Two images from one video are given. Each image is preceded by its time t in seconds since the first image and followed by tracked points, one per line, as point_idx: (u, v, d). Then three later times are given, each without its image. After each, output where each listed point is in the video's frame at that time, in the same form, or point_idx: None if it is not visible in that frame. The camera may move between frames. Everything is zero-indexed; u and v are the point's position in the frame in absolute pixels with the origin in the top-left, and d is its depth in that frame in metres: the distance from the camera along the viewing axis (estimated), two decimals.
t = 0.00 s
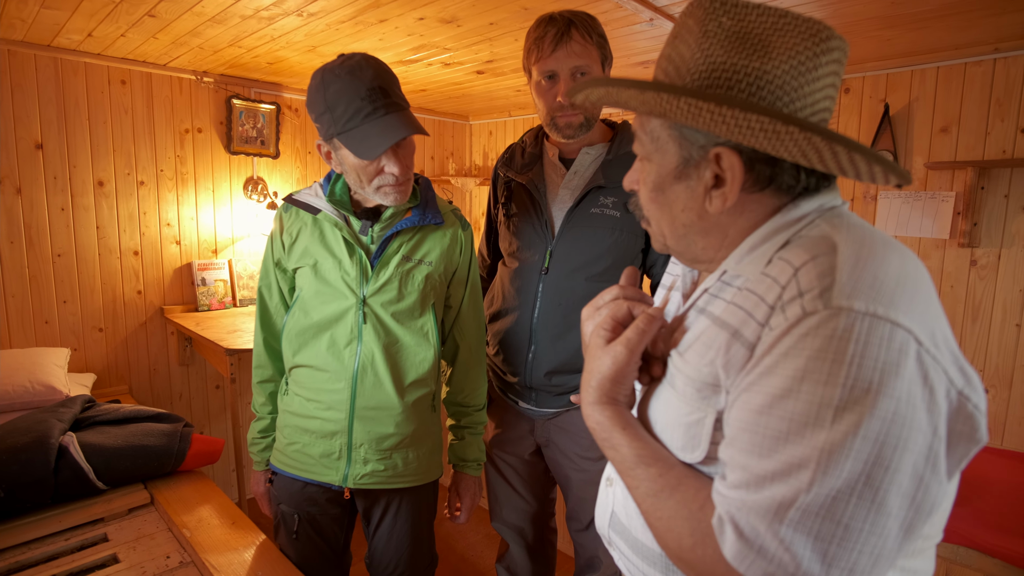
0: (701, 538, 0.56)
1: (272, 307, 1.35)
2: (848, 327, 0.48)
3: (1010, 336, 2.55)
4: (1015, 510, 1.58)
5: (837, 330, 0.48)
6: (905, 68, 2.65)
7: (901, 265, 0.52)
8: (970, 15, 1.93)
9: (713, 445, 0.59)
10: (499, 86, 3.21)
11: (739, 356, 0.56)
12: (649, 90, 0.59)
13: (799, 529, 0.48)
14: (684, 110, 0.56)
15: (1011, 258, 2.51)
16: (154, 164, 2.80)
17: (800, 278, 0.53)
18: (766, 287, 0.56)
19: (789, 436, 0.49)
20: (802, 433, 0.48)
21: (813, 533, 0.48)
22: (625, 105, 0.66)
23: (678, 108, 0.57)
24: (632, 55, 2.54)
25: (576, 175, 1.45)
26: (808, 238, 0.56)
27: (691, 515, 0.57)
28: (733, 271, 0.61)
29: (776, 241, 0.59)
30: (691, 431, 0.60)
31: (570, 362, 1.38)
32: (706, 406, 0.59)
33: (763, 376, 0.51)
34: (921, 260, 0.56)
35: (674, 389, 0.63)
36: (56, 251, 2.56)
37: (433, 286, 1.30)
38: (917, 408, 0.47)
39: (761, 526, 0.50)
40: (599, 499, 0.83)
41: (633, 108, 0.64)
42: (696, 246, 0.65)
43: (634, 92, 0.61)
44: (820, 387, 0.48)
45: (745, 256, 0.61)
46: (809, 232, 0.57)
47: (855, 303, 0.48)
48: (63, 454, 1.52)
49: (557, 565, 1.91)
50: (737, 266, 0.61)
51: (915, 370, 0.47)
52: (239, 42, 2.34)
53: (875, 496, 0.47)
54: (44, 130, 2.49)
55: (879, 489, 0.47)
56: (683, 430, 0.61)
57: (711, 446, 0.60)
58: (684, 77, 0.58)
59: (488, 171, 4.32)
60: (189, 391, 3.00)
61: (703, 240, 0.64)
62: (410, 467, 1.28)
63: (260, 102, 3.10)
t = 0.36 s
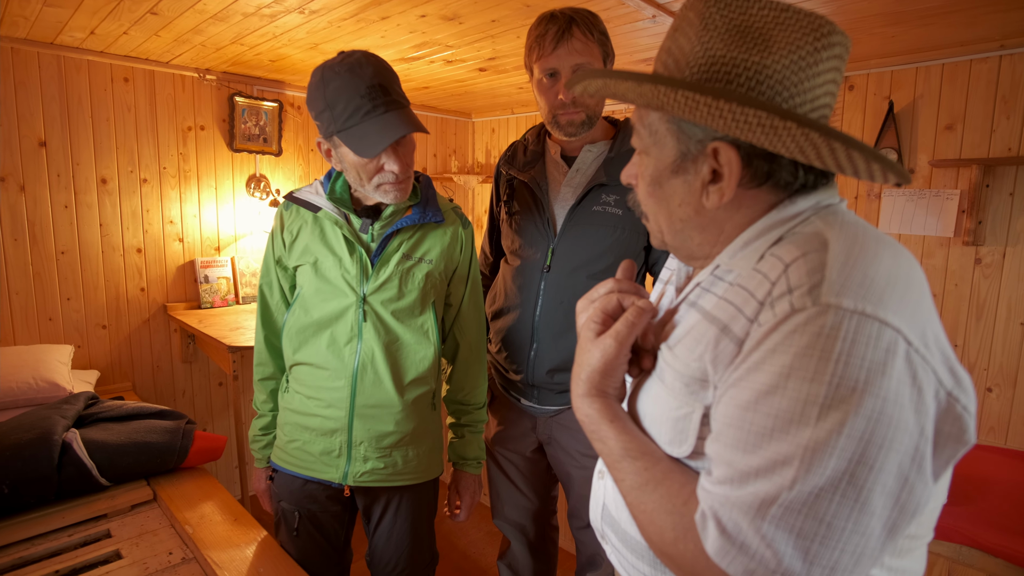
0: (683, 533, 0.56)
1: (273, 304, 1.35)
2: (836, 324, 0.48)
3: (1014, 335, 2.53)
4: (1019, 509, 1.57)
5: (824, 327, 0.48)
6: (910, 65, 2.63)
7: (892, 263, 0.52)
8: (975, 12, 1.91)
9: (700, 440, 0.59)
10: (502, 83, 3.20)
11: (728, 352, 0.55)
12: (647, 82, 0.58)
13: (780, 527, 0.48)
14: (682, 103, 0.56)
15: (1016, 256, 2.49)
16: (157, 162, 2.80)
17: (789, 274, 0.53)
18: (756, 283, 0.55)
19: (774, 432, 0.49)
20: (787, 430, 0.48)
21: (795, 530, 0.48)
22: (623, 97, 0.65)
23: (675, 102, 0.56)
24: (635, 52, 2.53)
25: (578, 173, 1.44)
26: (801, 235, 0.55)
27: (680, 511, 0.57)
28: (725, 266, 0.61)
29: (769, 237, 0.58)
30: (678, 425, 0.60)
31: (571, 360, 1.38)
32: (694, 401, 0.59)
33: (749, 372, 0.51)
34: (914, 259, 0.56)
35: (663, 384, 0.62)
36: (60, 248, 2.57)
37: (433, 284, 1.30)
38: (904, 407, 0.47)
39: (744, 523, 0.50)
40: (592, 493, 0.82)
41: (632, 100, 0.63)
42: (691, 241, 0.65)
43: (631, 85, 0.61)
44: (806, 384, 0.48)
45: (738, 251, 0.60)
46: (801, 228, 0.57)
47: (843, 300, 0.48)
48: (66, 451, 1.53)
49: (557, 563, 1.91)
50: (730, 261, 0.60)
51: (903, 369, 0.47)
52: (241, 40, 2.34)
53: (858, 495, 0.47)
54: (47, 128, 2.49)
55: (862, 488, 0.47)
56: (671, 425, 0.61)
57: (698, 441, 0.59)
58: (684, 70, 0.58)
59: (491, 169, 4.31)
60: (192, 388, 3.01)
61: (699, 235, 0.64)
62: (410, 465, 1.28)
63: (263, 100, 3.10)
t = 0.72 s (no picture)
0: (683, 533, 0.56)
1: (273, 301, 1.36)
2: (846, 323, 0.47)
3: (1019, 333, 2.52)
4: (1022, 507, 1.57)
5: (833, 326, 0.47)
6: (915, 61, 2.61)
7: (900, 261, 0.52)
8: (982, 7, 1.89)
9: (702, 436, 0.59)
10: (505, 79, 3.19)
11: (733, 348, 0.54)
12: (659, 70, 0.57)
13: (785, 527, 0.48)
14: (695, 92, 0.55)
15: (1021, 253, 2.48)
16: (161, 159, 2.81)
17: (797, 272, 0.52)
18: (763, 279, 0.54)
19: (779, 432, 0.49)
20: (792, 430, 0.48)
21: (800, 531, 0.48)
22: (633, 85, 0.64)
23: (688, 91, 0.56)
24: (639, 48, 2.52)
25: (580, 169, 1.44)
26: (809, 231, 0.55)
27: (678, 508, 0.57)
28: (729, 260, 0.61)
29: (776, 232, 0.58)
30: (680, 422, 0.60)
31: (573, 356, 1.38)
32: (697, 398, 0.58)
33: (755, 370, 0.51)
34: (921, 256, 0.55)
35: (665, 378, 0.62)
36: (64, 245, 2.58)
37: (433, 281, 1.30)
38: (912, 409, 0.46)
39: (747, 523, 0.50)
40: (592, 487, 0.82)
41: (642, 89, 0.63)
42: (698, 235, 0.64)
43: (642, 72, 0.60)
44: (813, 384, 0.47)
45: (743, 246, 0.60)
46: (808, 224, 0.56)
47: (853, 299, 0.48)
48: (71, 446, 1.54)
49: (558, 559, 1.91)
50: (735, 255, 0.60)
51: (911, 370, 0.47)
52: (244, 36, 2.34)
53: (864, 496, 0.46)
54: (51, 124, 2.50)
55: (867, 489, 0.46)
56: (672, 421, 0.61)
57: (700, 437, 0.59)
58: (696, 59, 0.57)
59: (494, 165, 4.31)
60: (196, 384, 3.02)
61: (706, 229, 0.63)
62: (410, 461, 1.28)
63: (266, 96, 3.10)
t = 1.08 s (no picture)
0: (690, 530, 0.56)
1: (274, 299, 1.36)
2: (863, 322, 0.47)
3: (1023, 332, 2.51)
4: None
5: (850, 324, 0.47)
6: (920, 58, 2.60)
7: (915, 260, 0.52)
8: (987, 4, 1.88)
9: (709, 432, 0.59)
10: (508, 76, 3.19)
11: (744, 344, 0.55)
12: (681, 57, 0.57)
13: (796, 525, 0.48)
14: (716, 80, 0.55)
15: None
16: (165, 156, 2.82)
17: (813, 269, 0.52)
18: (777, 276, 0.55)
19: (793, 429, 0.48)
20: (806, 428, 0.48)
21: (811, 529, 0.48)
22: (652, 73, 0.63)
23: (709, 79, 0.55)
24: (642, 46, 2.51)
25: (581, 168, 1.44)
26: (823, 228, 0.55)
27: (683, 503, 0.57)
28: (740, 255, 0.61)
29: (789, 229, 0.58)
30: (688, 416, 0.60)
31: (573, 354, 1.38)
32: (706, 392, 0.59)
33: (768, 367, 0.51)
34: (934, 256, 0.56)
35: (673, 373, 0.62)
36: (69, 242, 2.59)
37: (433, 278, 1.30)
38: (926, 409, 0.47)
39: (758, 520, 0.50)
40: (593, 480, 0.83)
41: (661, 76, 0.62)
42: (710, 228, 0.64)
43: (663, 59, 0.59)
44: (829, 382, 0.47)
45: (754, 241, 0.61)
46: (822, 222, 0.56)
47: (870, 297, 0.48)
48: (76, 442, 1.55)
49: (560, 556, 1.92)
50: (746, 251, 0.61)
51: (926, 369, 0.47)
52: (248, 34, 2.34)
53: (876, 496, 0.47)
54: (56, 122, 2.51)
55: (880, 488, 0.46)
56: (679, 415, 0.61)
57: (707, 432, 0.59)
58: (717, 47, 0.57)
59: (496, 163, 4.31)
60: (200, 381, 3.03)
61: (718, 222, 0.63)
62: (411, 458, 1.29)
63: (269, 94, 3.11)
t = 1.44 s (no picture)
0: (709, 535, 0.55)
1: (276, 299, 1.38)
2: (881, 327, 0.47)
3: None
4: None
5: (868, 329, 0.47)
6: (922, 58, 2.60)
7: (930, 265, 0.51)
8: (989, 4, 1.88)
9: (716, 430, 0.60)
10: (511, 77, 3.20)
11: (756, 346, 0.55)
12: (703, 48, 0.57)
13: (816, 534, 0.47)
14: (737, 73, 0.55)
15: None
16: (170, 157, 2.84)
17: (830, 273, 0.52)
18: (791, 279, 0.55)
19: (812, 435, 0.48)
20: (826, 433, 0.47)
21: (833, 538, 0.47)
22: (673, 64, 0.64)
23: (730, 71, 0.56)
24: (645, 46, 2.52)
25: (583, 168, 1.45)
26: (838, 233, 0.55)
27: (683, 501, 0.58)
28: (751, 255, 0.61)
29: (802, 231, 0.58)
30: (697, 414, 0.61)
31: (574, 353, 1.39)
32: (716, 391, 0.59)
33: (787, 373, 0.50)
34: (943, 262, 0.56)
35: (684, 371, 0.63)
36: (75, 242, 2.61)
37: (434, 278, 1.31)
38: (945, 414, 0.46)
39: (779, 529, 0.49)
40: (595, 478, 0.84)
41: (683, 67, 0.62)
42: (721, 223, 0.65)
43: (685, 49, 0.59)
44: (848, 387, 0.47)
45: (765, 241, 0.61)
46: (837, 226, 0.56)
47: (890, 303, 0.47)
48: (82, 441, 1.57)
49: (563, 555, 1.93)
50: (757, 250, 0.61)
51: (944, 375, 0.47)
52: (252, 35, 2.36)
53: (895, 502, 0.46)
54: (62, 124, 2.53)
55: (899, 495, 0.46)
56: (688, 413, 0.62)
57: (714, 431, 0.60)
58: (737, 41, 0.57)
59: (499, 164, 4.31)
60: (204, 380, 3.05)
61: (729, 217, 0.64)
62: (413, 457, 1.30)
63: (273, 95, 3.12)
